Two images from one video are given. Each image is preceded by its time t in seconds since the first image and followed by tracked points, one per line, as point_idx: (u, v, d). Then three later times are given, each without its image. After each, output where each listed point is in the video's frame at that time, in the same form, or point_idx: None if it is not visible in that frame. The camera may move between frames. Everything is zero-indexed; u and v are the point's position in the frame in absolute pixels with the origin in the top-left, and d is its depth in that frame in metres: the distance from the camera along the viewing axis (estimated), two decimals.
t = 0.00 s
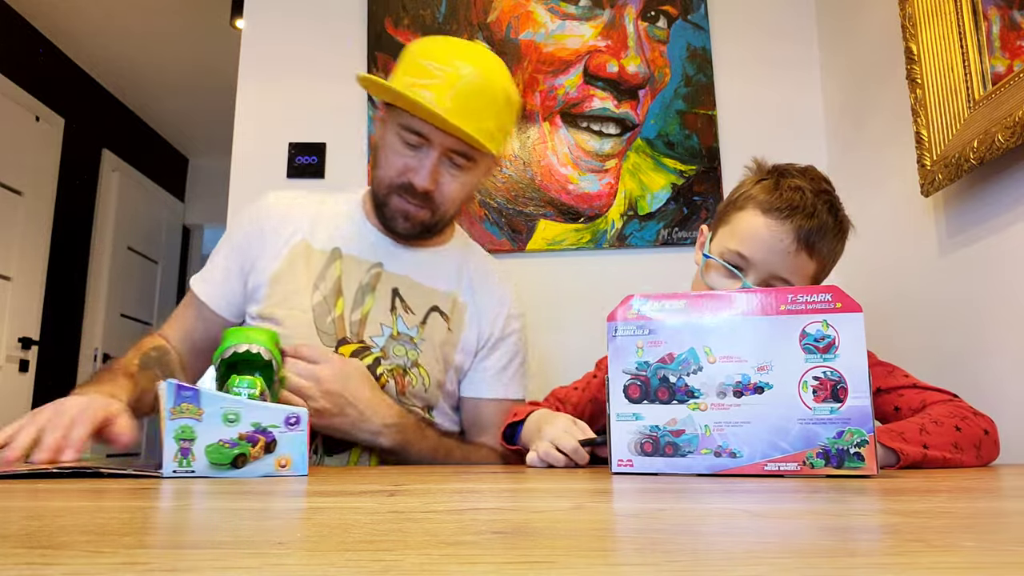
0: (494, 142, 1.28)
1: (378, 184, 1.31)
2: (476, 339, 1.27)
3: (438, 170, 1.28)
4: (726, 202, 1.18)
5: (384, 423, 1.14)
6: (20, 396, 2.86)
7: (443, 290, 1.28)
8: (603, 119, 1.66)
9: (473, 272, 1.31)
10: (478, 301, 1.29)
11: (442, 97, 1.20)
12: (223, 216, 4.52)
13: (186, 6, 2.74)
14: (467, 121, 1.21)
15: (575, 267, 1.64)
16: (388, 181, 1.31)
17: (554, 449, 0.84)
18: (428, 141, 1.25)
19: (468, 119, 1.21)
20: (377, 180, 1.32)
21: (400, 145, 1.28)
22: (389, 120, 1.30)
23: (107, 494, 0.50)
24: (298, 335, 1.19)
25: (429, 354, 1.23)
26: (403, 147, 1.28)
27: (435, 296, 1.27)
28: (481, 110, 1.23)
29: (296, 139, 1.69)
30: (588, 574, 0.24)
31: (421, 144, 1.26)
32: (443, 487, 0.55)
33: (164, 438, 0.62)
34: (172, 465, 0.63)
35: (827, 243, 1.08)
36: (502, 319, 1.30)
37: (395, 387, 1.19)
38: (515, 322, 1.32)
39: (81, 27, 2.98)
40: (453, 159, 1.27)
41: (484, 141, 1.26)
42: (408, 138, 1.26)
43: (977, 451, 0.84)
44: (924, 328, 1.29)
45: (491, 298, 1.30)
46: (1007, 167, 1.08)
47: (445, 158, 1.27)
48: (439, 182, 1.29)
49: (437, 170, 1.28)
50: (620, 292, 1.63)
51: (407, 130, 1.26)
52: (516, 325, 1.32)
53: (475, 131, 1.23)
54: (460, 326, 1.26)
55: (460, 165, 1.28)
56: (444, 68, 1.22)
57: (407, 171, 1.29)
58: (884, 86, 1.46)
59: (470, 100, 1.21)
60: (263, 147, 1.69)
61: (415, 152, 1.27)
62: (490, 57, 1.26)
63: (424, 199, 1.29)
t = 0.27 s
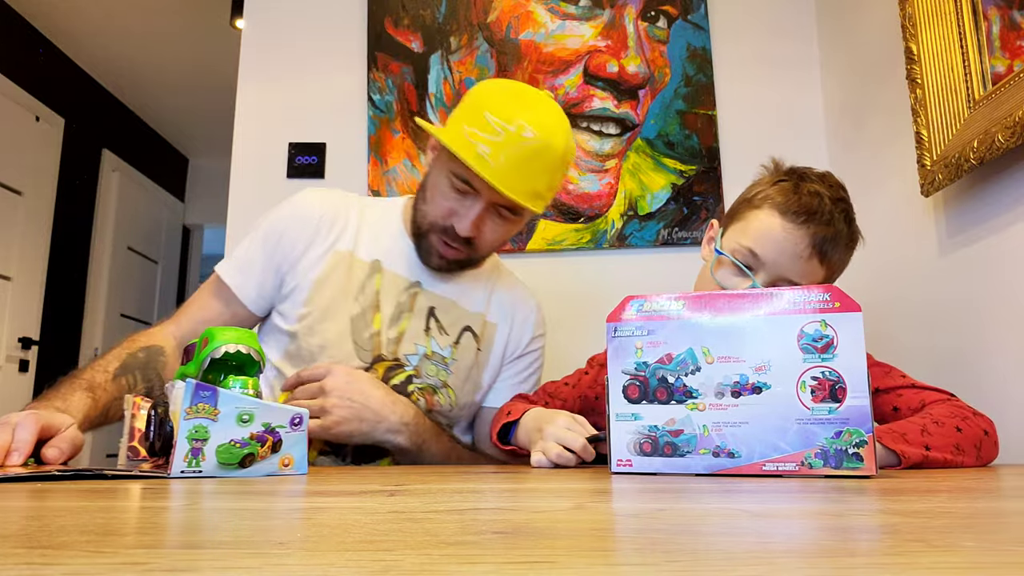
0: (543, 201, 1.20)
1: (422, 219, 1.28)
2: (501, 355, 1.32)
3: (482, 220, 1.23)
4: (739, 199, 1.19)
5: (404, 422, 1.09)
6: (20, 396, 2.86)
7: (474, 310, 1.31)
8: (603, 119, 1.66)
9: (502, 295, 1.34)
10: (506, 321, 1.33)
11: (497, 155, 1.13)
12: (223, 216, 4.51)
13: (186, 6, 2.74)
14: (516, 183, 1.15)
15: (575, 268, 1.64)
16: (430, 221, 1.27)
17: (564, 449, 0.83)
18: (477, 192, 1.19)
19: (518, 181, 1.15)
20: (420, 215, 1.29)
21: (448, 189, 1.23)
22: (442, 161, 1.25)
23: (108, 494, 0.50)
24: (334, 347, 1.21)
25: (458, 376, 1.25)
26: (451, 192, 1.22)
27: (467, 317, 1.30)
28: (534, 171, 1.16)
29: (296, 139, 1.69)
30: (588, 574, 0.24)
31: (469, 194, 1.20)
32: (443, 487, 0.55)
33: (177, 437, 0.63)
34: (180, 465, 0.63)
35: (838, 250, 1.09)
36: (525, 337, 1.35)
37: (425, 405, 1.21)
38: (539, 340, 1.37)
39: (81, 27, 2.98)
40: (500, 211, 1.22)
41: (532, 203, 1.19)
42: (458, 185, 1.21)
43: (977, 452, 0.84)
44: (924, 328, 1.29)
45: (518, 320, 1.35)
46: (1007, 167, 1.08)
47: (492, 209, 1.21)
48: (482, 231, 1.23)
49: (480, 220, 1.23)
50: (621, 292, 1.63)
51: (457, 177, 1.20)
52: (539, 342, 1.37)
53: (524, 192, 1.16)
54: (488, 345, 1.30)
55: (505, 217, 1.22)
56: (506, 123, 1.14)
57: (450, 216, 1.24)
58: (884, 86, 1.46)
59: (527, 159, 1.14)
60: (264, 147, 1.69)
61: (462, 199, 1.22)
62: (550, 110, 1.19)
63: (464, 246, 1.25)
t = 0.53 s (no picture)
0: (547, 202, 1.20)
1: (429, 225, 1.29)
2: (517, 358, 1.31)
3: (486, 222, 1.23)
4: (730, 199, 1.19)
5: (412, 414, 1.08)
6: (20, 396, 2.86)
7: (491, 316, 1.30)
8: (603, 119, 1.66)
9: (517, 300, 1.34)
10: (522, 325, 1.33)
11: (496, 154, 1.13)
12: (223, 216, 4.51)
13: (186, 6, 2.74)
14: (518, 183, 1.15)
15: (575, 267, 1.64)
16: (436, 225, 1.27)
17: (574, 450, 0.83)
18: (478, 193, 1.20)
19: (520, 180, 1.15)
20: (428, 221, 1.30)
21: (451, 192, 1.24)
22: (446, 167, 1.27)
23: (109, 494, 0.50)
24: (354, 347, 1.21)
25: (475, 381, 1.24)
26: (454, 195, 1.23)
27: (484, 322, 1.29)
28: (536, 170, 1.16)
29: (296, 139, 1.69)
30: (587, 574, 0.24)
31: (471, 195, 1.21)
32: (443, 487, 0.55)
33: (179, 437, 0.62)
34: (183, 465, 0.62)
35: (829, 249, 1.09)
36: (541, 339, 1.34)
37: (441, 409, 1.21)
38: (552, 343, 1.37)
39: (81, 27, 2.98)
40: (504, 211, 1.22)
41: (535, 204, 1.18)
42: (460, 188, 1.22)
43: (974, 450, 0.84)
44: (924, 328, 1.29)
45: (533, 325, 1.34)
46: (1007, 167, 1.08)
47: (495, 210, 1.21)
48: (487, 232, 1.23)
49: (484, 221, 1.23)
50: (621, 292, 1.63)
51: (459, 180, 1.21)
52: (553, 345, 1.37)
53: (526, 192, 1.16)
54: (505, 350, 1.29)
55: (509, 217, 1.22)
56: (506, 126, 1.14)
57: (454, 218, 1.24)
58: (884, 85, 1.46)
59: (527, 159, 1.14)
60: (264, 147, 1.69)
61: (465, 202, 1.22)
62: (554, 113, 1.19)
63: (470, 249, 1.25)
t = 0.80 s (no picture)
0: (516, 178, 1.24)
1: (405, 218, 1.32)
2: (502, 352, 1.31)
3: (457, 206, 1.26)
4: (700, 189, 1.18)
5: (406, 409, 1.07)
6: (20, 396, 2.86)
7: (475, 312, 1.31)
8: (603, 119, 1.66)
9: (500, 294, 1.34)
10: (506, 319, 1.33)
11: (458, 136, 1.16)
12: (223, 216, 4.51)
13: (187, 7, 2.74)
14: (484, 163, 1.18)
15: (575, 267, 1.64)
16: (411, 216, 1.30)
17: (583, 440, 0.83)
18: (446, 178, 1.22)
19: (487, 160, 1.18)
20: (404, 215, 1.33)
21: (421, 181, 1.26)
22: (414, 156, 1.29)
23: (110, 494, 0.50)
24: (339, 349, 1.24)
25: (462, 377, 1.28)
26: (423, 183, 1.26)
27: (468, 318, 1.30)
28: (501, 148, 1.18)
29: (296, 139, 1.69)
30: (588, 574, 0.24)
31: (440, 180, 1.24)
32: (443, 487, 0.55)
33: (180, 437, 0.62)
34: (182, 465, 0.62)
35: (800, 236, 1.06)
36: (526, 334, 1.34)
37: (429, 405, 1.24)
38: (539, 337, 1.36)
39: (81, 27, 2.98)
40: (474, 193, 1.24)
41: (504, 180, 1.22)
42: (428, 174, 1.24)
43: (978, 452, 0.84)
44: (925, 328, 1.29)
45: (517, 318, 1.34)
46: (1007, 167, 1.08)
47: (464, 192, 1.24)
48: (460, 216, 1.26)
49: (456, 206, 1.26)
50: (621, 292, 1.63)
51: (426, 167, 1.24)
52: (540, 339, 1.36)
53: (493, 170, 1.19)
54: (489, 345, 1.31)
55: (480, 199, 1.25)
56: (466, 108, 1.17)
57: (428, 207, 1.27)
58: (884, 85, 1.46)
59: (489, 138, 1.17)
60: (263, 147, 1.69)
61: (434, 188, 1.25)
62: (514, 93, 1.21)
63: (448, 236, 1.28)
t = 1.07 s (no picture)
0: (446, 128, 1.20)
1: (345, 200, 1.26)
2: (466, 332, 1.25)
3: (389, 169, 1.20)
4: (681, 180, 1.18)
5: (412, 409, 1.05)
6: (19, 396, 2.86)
7: (429, 294, 1.25)
8: (603, 119, 1.66)
9: (456, 275, 1.29)
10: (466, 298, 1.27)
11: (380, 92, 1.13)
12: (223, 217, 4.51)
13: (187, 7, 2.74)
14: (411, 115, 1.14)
15: (575, 267, 1.63)
16: (348, 195, 1.25)
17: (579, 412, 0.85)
18: (375, 142, 1.17)
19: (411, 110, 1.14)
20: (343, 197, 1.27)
21: (350, 154, 1.20)
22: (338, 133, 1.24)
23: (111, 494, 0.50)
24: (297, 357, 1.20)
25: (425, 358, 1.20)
26: (353, 155, 1.20)
27: (425, 300, 1.24)
28: (422, 98, 1.15)
29: (296, 139, 1.69)
30: (588, 574, 0.24)
31: (368, 146, 1.18)
32: (444, 487, 0.55)
33: (104, 440, 0.63)
34: (116, 466, 0.63)
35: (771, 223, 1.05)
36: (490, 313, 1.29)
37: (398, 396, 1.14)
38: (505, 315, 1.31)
39: (81, 27, 2.98)
40: (404, 154, 1.19)
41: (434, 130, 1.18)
42: (355, 143, 1.18)
43: (983, 453, 0.84)
44: (925, 328, 1.29)
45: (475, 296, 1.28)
46: (1006, 167, 1.08)
47: (394, 153, 1.18)
48: (395, 179, 1.20)
49: (388, 169, 1.20)
50: (621, 292, 1.63)
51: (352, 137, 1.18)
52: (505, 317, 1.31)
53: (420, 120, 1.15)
54: (451, 326, 1.24)
55: (411, 157, 1.19)
56: (376, 71, 1.16)
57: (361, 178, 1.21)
58: (884, 85, 1.46)
59: (409, 89, 1.14)
60: (263, 147, 1.69)
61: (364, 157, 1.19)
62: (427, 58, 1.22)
63: (388, 203, 1.22)
